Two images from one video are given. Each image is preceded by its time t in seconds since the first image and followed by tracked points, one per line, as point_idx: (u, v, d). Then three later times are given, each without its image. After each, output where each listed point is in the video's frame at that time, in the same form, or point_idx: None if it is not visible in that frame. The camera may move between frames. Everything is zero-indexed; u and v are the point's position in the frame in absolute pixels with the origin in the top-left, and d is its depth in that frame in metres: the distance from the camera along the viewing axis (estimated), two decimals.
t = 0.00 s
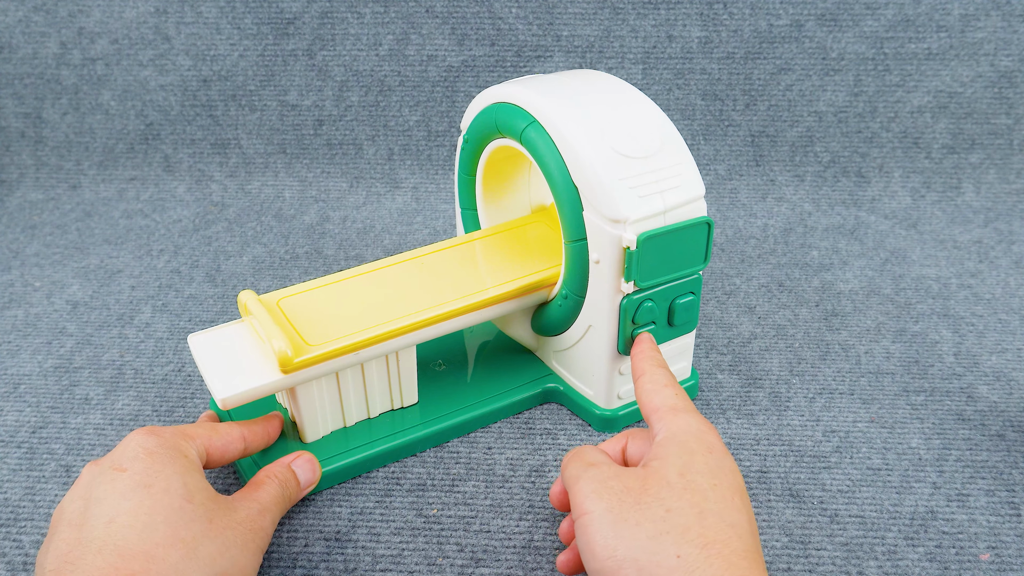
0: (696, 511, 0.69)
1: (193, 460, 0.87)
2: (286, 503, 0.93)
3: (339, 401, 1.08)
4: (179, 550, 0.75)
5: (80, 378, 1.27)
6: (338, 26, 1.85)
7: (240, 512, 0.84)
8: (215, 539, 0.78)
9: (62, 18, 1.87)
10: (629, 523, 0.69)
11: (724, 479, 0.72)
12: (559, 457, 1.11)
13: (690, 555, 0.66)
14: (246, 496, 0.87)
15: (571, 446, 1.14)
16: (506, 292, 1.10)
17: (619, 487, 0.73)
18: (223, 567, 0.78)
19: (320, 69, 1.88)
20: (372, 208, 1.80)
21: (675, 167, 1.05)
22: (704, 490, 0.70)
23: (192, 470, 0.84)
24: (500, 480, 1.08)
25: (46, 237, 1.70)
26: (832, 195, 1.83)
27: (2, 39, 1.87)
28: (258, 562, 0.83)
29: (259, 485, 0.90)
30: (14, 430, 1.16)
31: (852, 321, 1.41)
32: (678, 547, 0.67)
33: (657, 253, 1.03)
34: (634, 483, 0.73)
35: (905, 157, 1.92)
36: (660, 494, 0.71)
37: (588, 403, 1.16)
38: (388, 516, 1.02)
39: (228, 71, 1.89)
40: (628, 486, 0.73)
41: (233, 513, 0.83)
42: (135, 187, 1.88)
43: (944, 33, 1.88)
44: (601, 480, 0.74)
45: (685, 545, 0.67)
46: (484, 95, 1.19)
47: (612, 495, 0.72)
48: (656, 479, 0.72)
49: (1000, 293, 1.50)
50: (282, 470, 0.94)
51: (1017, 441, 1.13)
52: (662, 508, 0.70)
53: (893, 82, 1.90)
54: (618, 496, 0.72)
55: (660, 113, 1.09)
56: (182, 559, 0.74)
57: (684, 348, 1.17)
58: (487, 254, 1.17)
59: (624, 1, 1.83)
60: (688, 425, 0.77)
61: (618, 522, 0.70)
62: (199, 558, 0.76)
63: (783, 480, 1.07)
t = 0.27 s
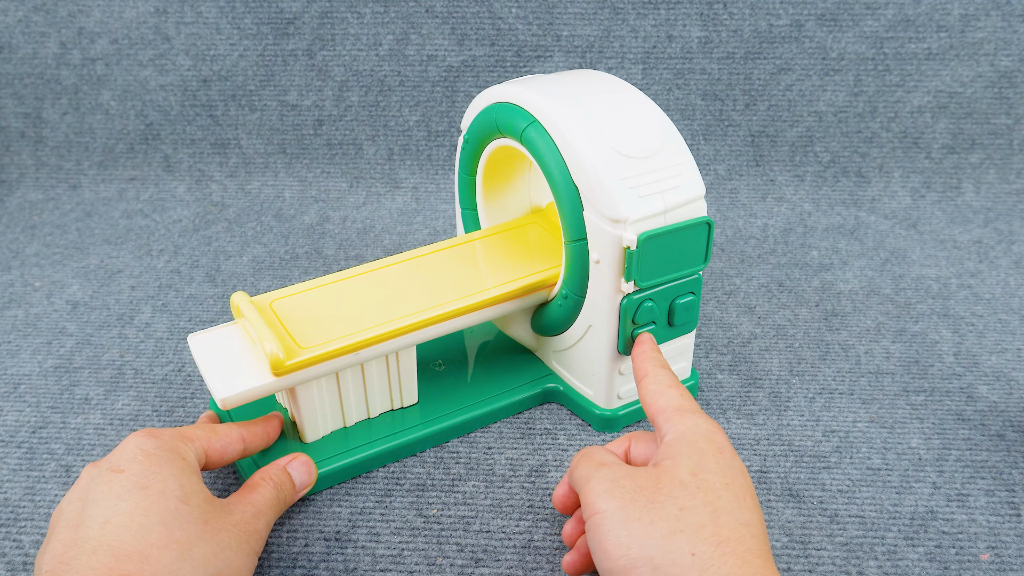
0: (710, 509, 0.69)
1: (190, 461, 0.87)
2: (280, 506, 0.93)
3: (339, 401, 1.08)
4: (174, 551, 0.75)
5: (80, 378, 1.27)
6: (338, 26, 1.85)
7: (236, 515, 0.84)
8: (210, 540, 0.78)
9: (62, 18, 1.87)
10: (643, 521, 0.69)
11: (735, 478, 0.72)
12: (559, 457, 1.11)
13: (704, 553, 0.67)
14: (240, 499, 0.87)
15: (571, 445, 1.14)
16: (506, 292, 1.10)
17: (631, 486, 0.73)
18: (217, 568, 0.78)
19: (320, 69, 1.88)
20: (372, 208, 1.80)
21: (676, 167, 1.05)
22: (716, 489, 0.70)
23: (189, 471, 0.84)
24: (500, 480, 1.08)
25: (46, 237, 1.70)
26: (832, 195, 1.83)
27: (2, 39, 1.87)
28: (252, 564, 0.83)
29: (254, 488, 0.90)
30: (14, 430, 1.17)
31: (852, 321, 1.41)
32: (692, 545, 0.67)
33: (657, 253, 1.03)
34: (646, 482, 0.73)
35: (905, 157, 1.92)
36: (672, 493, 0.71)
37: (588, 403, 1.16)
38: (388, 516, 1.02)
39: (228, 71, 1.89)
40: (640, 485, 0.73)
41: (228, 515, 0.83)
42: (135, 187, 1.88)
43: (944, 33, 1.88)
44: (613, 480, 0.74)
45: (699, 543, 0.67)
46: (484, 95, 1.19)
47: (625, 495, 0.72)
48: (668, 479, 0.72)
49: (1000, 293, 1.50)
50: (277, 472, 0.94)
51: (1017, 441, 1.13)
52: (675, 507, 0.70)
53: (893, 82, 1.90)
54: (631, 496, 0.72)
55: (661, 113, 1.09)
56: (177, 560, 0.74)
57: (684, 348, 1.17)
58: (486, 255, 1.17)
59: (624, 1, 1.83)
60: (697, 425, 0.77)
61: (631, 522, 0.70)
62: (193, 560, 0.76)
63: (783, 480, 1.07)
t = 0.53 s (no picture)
0: (709, 509, 0.69)
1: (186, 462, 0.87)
2: (273, 509, 0.92)
3: (339, 401, 1.08)
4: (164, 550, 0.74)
5: (80, 378, 1.27)
6: (338, 26, 1.85)
7: (227, 517, 0.84)
8: (200, 541, 0.78)
9: (62, 18, 1.87)
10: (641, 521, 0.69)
11: (735, 479, 0.72)
12: (559, 458, 1.11)
13: (703, 554, 0.66)
14: (234, 502, 0.87)
15: (571, 445, 1.14)
16: (506, 292, 1.10)
17: (630, 487, 0.73)
18: (207, 569, 0.78)
19: (320, 69, 1.88)
20: (372, 208, 1.80)
21: (676, 167, 1.05)
22: (716, 490, 0.70)
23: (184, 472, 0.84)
24: (500, 480, 1.08)
25: (46, 237, 1.70)
26: (832, 195, 1.83)
27: (2, 39, 1.87)
28: (243, 566, 0.83)
29: (248, 490, 0.90)
30: (14, 430, 1.17)
31: (851, 321, 1.41)
32: (692, 546, 0.67)
33: (657, 253, 1.03)
34: (646, 483, 0.73)
35: (904, 157, 1.92)
36: (672, 493, 0.71)
37: (588, 403, 1.16)
38: (388, 516, 1.02)
39: (228, 71, 1.89)
40: (640, 485, 0.73)
41: (221, 517, 0.83)
42: (135, 187, 1.88)
43: (944, 33, 1.88)
44: (613, 480, 0.74)
45: (698, 543, 0.67)
46: (484, 95, 1.19)
47: (624, 495, 0.72)
48: (667, 479, 0.72)
49: (1000, 293, 1.50)
50: (272, 475, 0.94)
51: (1017, 441, 1.13)
52: (674, 507, 0.70)
53: (892, 82, 1.90)
54: (630, 496, 0.72)
55: (661, 114, 1.09)
56: (166, 559, 0.74)
57: (684, 348, 1.17)
58: (486, 255, 1.17)
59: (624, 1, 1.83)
60: (698, 426, 0.77)
61: (631, 522, 0.70)
62: (183, 559, 0.75)
63: (783, 480, 1.07)
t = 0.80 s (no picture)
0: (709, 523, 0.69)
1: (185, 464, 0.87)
2: (273, 510, 0.93)
3: (339, 401, 1.08)
4: (163, 553, 0.74)
5: (80, 378, 1.27)
6: (337, 26, 1.85)
7: (227, 519, 0.84)
8: (200, 542, 0.78)
9: (62, 18, 1.87)
10: (641, 537, 0.68)
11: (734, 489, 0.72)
12: (559, 458, 1.11)
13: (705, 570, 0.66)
14: (234, 503, 0.87)
15: (571, 445, 1.14)
16: (507, 292, 1.10)
17: (628, 500, 0.72)
18: (207, 571, 0.78)
19: (319, 69, 1.88)
20: (372, 208, 1.80)
21: (676, 167, 1.05)
22: (715, 502, 0.70)
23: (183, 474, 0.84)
24: (500, 480, 1.08)
25: (46, 237, 1.70)
26: (832, 195, 1.83)
27: (2, 39, 1.87)
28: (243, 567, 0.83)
29: (248, 491, 0.90)
30: (14, 430, 1.17)
31: (851, 321, 1.41)
32: (693, 563, 0.67)
33: (657, 253, 1.03)
34: (644, 497, 0.72)
35: (904, 157, 1.92)
36: (670, 507, 0.70)
37: (588, 403, 1.17)
38: (388, 516, 1.02)
39: (228, 71, 1.89)
40: (637, 499, 0.72)
41: (220, 518, 0.83)
42: (135, 187, 1.88)
43: (944, 33, 1.88)
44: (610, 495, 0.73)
45: (700, 559, 0.67)
46: (484, 95, 1.19)
47: (623, 510, 0.71)
48: (665, 492, 0.72)
49: (1000, 293, 1.50)
50: (273, 476, 0.94)
51: (1017, 441, 1.13)
52: (673, 523, 0.69)
53: (892, 82, 1.90)
54: (628, 511, 0.72)
55: (661, 114, 1.09)
56: (165, 561, 0.74)
57: (684, 348, 1.17)
58: (485, 255, 1.17)
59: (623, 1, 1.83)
60: (696, 434, 0.76)
61: (630, 538, 0.69)
62: (183, 561, 0.75)
63: (783, 480, 1.07)
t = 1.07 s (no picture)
0: None
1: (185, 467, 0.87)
2: (274, 510, 0.93)
3: (339, 401, 1.08)
4: (164, 559, 0.75)
5: (80, 378, 1.27)
6: (337, 26, 1.85)
7: (226, 522, 0.84)
8: (198, 547, 0.78)
9: (62, 18, 1.87)
10: None
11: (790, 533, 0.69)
12: (559, 458, 1.11)
13: None
14: (233, 506, 0.88)
15: (571, 445, 1.14)
16: (506, 292, 1.10)
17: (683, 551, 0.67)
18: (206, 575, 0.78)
19: (319, 69, 1.88)
20: (372, 208, 1.80)
21: (676, 167, 1.05)
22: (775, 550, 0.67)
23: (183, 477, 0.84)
24: (500, 480, 1.08)
25: (46, 237, 1.70)
26: (832, 195, 1.83)
27: (2, 39, 1.87)
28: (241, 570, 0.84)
29: (248, 493, 0.90)
30: (13, 430, 1.17)
31: (851, 321, 1.41)
32: None
33: (657, 253, 1.03)
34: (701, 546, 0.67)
35: (904, 157, 1.92)
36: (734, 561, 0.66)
37: (588, 403, 1.16)
38: (388, 516, 1.02)
39: (227, 71, 1.89)
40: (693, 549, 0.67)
41: (219, 522, 0.84)
42: (135, 187, 1.88)
43: (944, 33, 1.87)
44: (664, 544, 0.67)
45: None
46: (484, 95, 1.19)
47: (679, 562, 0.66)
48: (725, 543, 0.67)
49: (1000, 293, 1.50)
50: (273, 476, 0.94)
51: (1017, 441, 1.13)
52: None
53: (892, 82, 1.90)
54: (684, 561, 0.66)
55: (661, 114, 1.09)
56: (166, 566, 0.74)
57: (684, 348, 1.17)
58: (485, 255, 1.17)
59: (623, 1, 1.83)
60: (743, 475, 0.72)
61: None
62: (183, 566, 0.76)
63: (783, 480, 1.07)
